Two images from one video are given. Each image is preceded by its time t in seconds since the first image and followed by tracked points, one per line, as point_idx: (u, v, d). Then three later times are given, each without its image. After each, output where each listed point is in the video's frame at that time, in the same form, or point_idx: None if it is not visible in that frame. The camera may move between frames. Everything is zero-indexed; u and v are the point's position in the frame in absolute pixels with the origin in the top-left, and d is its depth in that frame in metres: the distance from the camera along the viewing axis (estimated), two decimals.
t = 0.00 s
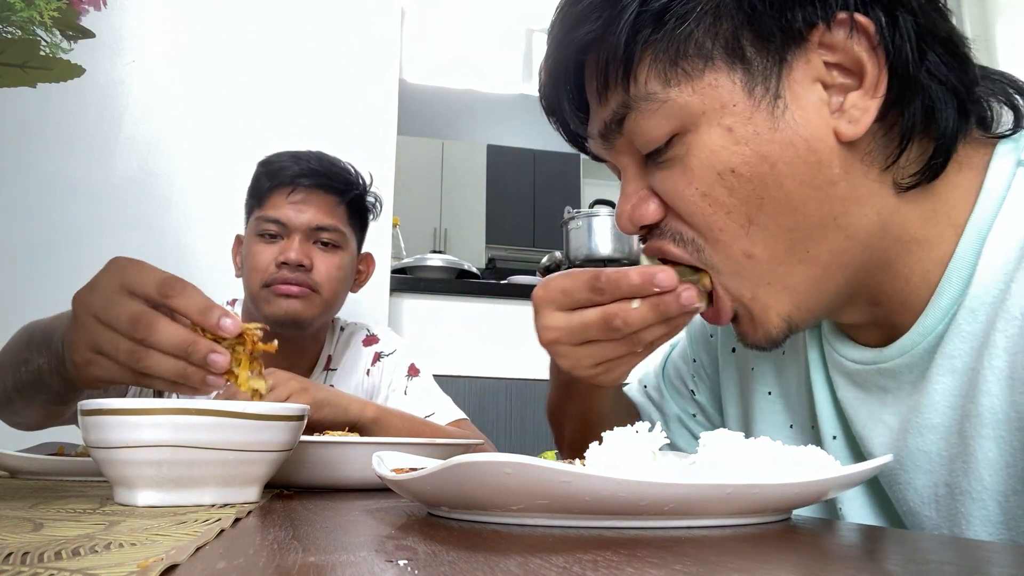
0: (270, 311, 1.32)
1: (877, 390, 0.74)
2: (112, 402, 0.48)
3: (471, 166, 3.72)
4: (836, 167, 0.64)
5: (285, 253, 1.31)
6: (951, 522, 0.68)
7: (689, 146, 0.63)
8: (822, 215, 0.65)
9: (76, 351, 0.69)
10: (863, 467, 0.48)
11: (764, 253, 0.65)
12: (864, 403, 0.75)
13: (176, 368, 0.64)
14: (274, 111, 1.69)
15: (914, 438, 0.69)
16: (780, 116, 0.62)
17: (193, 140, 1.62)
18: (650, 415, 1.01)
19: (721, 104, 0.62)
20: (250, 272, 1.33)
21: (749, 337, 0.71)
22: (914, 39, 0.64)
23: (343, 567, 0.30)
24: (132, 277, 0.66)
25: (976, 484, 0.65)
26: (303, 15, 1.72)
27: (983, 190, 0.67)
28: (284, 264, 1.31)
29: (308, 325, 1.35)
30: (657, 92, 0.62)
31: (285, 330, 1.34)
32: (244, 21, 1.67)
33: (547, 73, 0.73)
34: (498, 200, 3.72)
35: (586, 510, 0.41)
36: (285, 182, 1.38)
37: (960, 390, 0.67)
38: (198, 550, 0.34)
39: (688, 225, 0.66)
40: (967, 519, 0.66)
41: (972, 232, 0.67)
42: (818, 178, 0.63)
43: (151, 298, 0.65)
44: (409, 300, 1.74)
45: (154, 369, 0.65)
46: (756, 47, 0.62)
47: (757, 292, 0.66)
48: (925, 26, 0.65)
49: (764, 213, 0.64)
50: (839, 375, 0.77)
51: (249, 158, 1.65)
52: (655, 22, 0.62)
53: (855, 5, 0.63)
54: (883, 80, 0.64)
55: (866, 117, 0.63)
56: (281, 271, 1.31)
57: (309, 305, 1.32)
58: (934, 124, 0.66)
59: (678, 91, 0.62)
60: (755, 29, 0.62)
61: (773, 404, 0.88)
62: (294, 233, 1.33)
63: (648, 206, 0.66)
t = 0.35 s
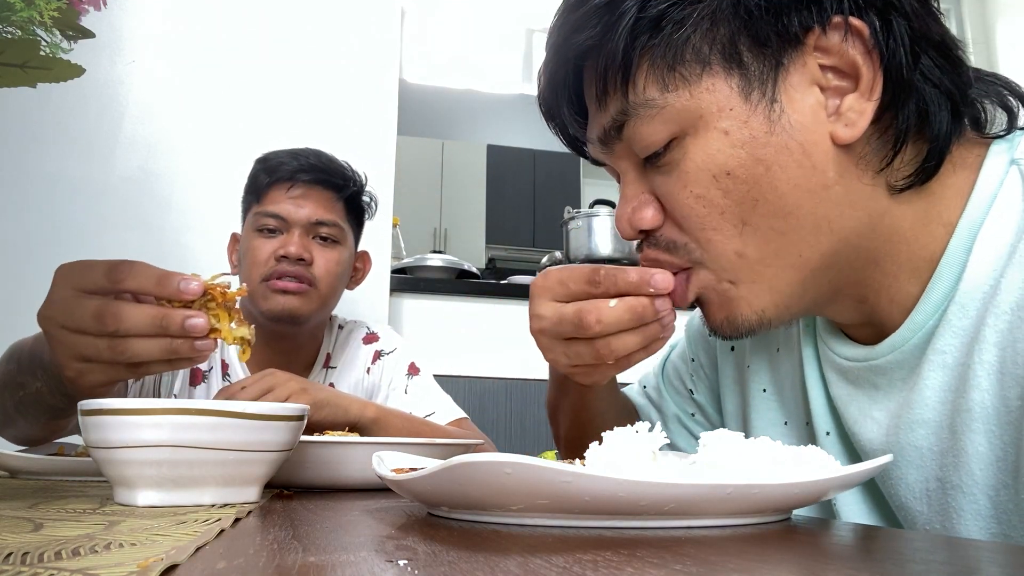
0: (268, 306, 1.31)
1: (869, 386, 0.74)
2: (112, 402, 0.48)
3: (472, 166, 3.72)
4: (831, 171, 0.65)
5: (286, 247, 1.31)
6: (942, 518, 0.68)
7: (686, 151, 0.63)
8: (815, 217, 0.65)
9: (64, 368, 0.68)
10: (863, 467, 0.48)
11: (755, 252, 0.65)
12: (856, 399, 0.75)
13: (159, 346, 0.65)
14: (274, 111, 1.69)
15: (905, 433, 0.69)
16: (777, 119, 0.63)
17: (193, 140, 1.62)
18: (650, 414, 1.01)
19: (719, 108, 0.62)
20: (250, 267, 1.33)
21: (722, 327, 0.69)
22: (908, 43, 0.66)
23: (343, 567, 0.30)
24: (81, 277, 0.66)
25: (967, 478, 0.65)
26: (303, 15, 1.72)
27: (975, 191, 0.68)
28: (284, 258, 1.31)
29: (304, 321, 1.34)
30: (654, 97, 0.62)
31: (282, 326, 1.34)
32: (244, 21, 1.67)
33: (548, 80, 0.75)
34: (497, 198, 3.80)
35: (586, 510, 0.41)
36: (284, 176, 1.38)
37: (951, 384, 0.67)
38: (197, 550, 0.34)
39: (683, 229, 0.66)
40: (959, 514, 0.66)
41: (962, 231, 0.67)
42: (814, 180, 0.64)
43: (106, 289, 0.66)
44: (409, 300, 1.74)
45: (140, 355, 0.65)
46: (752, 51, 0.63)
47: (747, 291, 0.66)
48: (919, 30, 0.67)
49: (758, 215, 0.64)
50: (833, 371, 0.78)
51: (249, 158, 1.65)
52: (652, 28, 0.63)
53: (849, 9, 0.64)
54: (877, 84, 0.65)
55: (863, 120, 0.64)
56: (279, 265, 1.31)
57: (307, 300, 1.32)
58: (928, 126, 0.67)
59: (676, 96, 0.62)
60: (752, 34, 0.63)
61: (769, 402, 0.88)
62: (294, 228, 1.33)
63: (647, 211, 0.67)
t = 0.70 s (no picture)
0: (267, 309, 1.31)
1: (891, 379, 0.73)
2: (112, 401, 0.48)
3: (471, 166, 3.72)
4: (879, 155, 0.62)
5: (285, 248, 1.31)
6: (962, 511, 0.67)
7: (733, 130, 0.60)
8: (858, 206, 0.62)
9: (57, 377, 0.69)
10: (864, 467, 0.48)
11: (789, 240, 0.62)
12: (877, 392, 0.74)
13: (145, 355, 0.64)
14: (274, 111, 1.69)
15: (926, 425, 0.68)
16: (831, 99, 0.60)
17: (193, 140, 1.62)
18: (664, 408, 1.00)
19: (772, 85, 0.59)
20: (249, 269, 1.33)
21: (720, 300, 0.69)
22: (964, 27, 0.63)
23: (343, 567, 0.30)
24: (70, 287, 0.67)
25: (986, 470, 0.63)
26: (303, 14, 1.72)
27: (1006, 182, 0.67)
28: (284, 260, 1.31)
29: (304, 323, 1.35)
30: (703, 73, 0.59)
31: (281, 329, 1.35)
32: (243, 21, 1.67)
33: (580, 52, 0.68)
34: (497, 200, 3.74)
35: (586, 510, 0.41)
36: (281, 176, 1.37)
37: (975, 377, 0.66)
38: (197, 550, 0.34)
39: (723, 214, 0.63)
40: (978, 507, 0.65)
41: (990, 225, 0.66)
42: (861, 166, 0.61)
43: (95, 298, 0.66)
44: (409, 300, 1.74)
45: (128, 363, 0.64)
46: (808, 28, 0.60)
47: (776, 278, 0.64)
48: (973, 14, 0.65)
49: (802, 199, 0.61)
50: (852, 364, 0.77)
51: (248, 158, 1.65)
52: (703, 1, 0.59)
53: None
54: (932, 69, 0.62)
55: (916, 105, 0.61)
56: (278, 266, 1.31)
57: (307, 302, 1.32)
58: (975, 114, 0.66)
59: (726, 71, 0.58)
60: (810, 9, 0.59)
61: (783, 396, 0.88)
62: (294, 229, 1.33)
63: (687, 193, 0.64)
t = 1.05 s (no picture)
0: (267, 308, 1.31)
1: (924, 370, 0.71)
2: (113, 401, 0.48)
3: (471, 166, 3.72)
4: (928, 141, 0.61)
5: (284, 247, 1.31)
6: (994, 504, 0.65)
7: (779, 110, 0.60)
8: (907, 183, 0.62)
9: (50, 371, 0.68)
10: (864, 466, 0.48)
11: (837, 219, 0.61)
12: (907, 383, 0.73)
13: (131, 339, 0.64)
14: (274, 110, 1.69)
15: (960, 416, 0.66)
16: (882, 82, 0.59)
17: (193, 140, 1.62)
18: (678, 399, 1.01)
19: (822, 65, 0.59)
20: (249, 268, 1.33)
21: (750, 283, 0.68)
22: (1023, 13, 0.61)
23: (343, 567, 0.30)
24: (58, 277, 0.67)
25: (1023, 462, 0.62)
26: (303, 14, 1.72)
27: None
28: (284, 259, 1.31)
29: (305, 322, 1.34)
30: (752, 51, 0.58)
31: (283, 329, 1.35)
32: (243, 21, 1.68)
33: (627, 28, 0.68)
34: (497, 201, 3.73)
35: (586, 510, 0.41)
36: (279, 175, 1.37)
37: (1015, 368, 0.64)
38: (198, 550, 0.34)
39: (763, 194, 0.63)
40: (1011, 500, 0.63)
41: None
42: (911, 150, 0.61)
43: (80, 287, 0.66)
44: (410, 300, 1.74)
45: (117, 349, 0.64)
46: (863, 9, 0.59)
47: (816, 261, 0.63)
48: None
49: (849, 180, 0.60)
50: (881, 355, 0.76)
51: (248, 158, 1.65)
52: None
53: None
54: (987, 54, 0.61)
55: (968, 92, 0.61)
56: (279, 265, 1.31)
57: (307, 300, 1.32)
58: None
59: (776, 50, 0.58)
60: None
61: (803, 388, 0.87)
62: (293, 227, 1.34)
63: (728, 171, 0.64)
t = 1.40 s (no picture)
0: (269, 305, 1.31)
1: (917, 376, 0.72)
2: (113, 401, 0.48)
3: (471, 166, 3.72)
4: (923, 149, 0.62)
5: (287, 245, 1.31)
6: (988, 511, 0.66)
7: (770, 121, 0.60)
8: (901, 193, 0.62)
9: (50, 368, 0.68)
10: (864, 467, 0.48)
11: (835, 226, 0.62)
12: (900, 390, 0.73)
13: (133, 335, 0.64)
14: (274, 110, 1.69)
15: (953, 423, 0.67)
16: (873, 91, 0.60)
17: (193, 139, 1.62)
18: (670, 407, 1.01)
19: (811, 77, 0.59)
20: (251, 266, 1.33)
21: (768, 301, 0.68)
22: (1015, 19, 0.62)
23: (343, 567, 0.30)
24: (56, 276, 0.67)
25: (1016, 469, 0.62)
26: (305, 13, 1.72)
27: None
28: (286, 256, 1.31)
29: (307, 320, 1.34)
30: (741, 63, 0.58)
31: (285, 325, 1.34)
32: (243, 20, 1.68)
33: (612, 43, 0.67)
34: (498, 200, 3.73)
35: (586, 510, 0.41)
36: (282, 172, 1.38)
37: (1006, 375, 0.64)
38: (197, 549, 0.34)
39: (763, 202, 0.63)
40: (1006, 507, 0.64)
41: None
42: (906, 158, 0.61)
43: (80, 284, 0.66)
44: (410, 300, 1.74)
45: (117, 346, 0.64)
46: (853, 18, 0.60)
47: (821, 268, 0.63)
48: None
49: (845, 188, 0.61)
50: (874, 361, 0.76)
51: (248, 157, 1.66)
52: None
53: None
54: (981, 59, 0.62)
55: (962, 98, 0.61)
56: (282, 262, 1.31)
57: (309, 298, 1.32)
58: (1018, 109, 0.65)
59: (765, 62, 0.58)
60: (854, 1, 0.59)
61: (796, 396, 0.87)
62: (295, 226, 1.34)
63: (718, 181, 0.64)
